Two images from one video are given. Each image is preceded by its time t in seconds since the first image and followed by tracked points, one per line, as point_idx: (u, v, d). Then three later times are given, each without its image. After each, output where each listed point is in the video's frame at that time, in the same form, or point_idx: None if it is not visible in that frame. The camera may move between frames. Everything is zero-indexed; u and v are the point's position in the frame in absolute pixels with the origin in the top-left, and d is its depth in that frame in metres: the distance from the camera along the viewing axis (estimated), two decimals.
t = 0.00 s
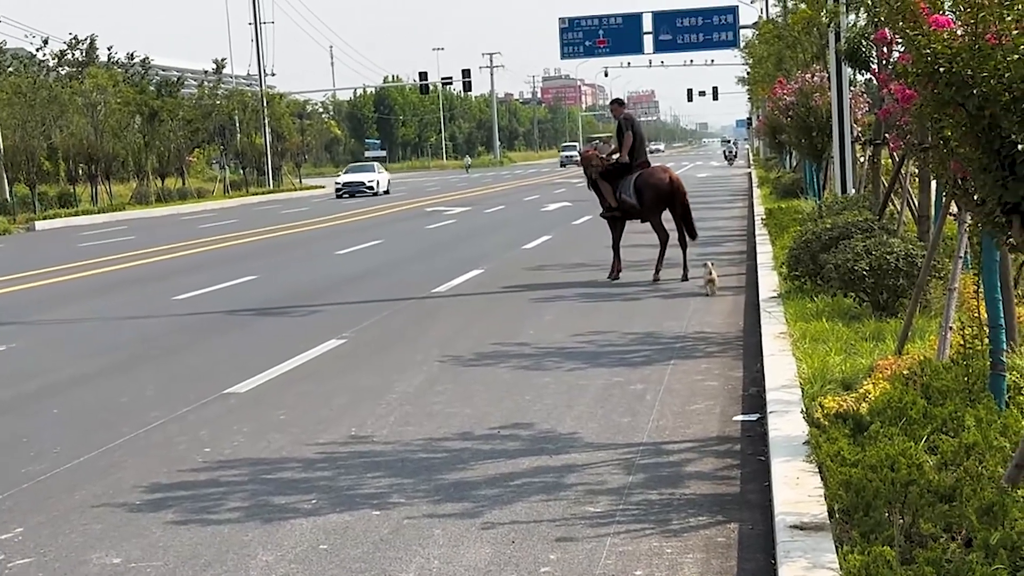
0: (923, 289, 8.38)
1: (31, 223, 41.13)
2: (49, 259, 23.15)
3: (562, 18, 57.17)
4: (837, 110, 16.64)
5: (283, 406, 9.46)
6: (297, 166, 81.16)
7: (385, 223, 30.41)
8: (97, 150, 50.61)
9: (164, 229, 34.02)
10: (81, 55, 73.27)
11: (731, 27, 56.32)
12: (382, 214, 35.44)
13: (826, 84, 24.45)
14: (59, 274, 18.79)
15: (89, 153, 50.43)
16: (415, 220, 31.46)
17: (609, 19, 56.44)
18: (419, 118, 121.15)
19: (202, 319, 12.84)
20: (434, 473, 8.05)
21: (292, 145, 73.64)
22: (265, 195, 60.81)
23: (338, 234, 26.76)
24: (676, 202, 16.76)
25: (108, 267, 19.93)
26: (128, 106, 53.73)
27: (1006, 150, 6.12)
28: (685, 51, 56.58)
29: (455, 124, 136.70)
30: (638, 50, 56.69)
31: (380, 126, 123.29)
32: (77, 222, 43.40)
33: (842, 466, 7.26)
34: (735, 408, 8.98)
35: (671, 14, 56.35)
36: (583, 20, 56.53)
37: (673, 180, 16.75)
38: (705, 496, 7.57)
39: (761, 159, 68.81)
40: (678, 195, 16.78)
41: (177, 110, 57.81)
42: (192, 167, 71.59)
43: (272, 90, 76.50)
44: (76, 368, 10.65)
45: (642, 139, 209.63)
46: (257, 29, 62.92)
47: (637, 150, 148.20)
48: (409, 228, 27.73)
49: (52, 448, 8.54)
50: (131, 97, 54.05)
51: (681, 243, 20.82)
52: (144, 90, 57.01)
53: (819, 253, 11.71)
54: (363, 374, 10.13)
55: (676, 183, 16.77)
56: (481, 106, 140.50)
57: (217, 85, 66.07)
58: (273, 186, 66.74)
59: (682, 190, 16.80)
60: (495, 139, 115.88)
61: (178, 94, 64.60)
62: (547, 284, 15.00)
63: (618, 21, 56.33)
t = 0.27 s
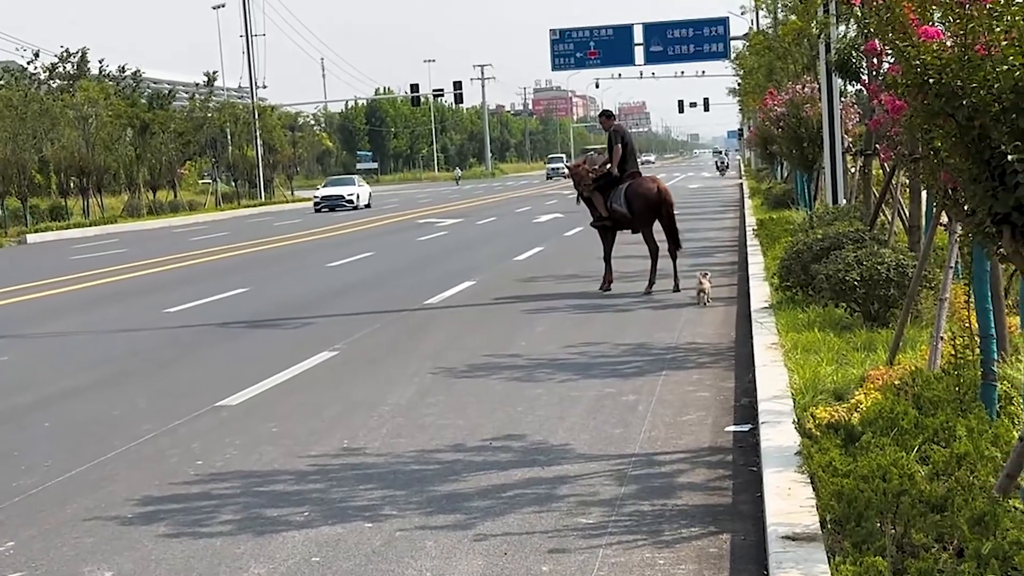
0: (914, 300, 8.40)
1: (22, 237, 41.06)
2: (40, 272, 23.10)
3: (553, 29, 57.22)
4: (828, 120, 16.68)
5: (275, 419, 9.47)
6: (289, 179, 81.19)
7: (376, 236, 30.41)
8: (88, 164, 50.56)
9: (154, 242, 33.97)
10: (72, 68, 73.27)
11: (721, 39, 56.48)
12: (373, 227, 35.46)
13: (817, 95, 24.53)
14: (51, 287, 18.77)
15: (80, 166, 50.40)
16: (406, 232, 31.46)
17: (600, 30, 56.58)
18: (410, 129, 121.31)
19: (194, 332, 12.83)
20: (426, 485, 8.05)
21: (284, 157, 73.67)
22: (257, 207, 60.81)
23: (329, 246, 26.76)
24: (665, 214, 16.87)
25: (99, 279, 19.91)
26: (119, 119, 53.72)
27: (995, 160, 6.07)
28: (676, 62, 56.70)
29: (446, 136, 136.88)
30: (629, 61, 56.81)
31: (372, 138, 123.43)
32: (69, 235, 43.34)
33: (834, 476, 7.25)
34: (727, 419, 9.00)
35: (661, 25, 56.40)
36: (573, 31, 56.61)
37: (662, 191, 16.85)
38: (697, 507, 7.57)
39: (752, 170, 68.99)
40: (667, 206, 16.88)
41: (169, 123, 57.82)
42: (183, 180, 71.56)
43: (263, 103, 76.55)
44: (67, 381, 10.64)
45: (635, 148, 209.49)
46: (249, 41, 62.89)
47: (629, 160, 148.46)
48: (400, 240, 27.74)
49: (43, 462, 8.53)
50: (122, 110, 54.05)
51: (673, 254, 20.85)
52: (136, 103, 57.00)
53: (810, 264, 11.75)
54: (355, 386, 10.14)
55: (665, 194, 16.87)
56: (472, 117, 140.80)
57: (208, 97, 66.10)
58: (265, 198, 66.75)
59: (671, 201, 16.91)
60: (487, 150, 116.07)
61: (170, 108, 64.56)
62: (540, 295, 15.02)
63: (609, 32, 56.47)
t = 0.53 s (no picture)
0: (901, 310, 8.40)
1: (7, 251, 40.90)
2: (25, 286, 23.01)
3: (540, 42, 57.39)
4: (813, 132, 16.78)
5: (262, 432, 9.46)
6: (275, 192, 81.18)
7: (363, 248, 30.38)
8: (74, 178, 50.44)
9: (140, 255, 33.86)
10: (58, 82, 73.13)
11: (707, 51, 56.71)
12: (360, 239, 35.40)
13: (802, 106, 24.64)
14: (38, 301, 18.71)
15: (66, 181, 50.30)
16: (393, 245, 31.45)
17: (586, 43, 56.77)
18: (397, 143, 121.45)
19: (182, 345, 12.82)
20: (414, 497, 8.04)
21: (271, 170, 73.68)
22: (244, 222, 60.77)
23: (316, 259, 26.73)
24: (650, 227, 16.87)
25: (86, 293, 19.85)
26: (106, 133, 53.61)
27: (981, 171, 6.04)
28: (662, 74, 56.90)
29: (433, 149, 137.06)
30: (615, 73, 56.99)
31: (359, 151, 123.57)
32: (55, 249, 43.19)
33: (821, 487, 7.24)
34: (714, 430, 9.01)
35: (647, 38, 56.63)
36: (560, 44, 56.80)
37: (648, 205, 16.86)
38: (684, 519, 7.56)
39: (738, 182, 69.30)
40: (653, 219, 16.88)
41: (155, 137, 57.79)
42: (170, 194, 71.46)
43: (250, 117, 76.55)
44: (54, 395, 10.62)
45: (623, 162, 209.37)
46: (235, 55, 62.75)
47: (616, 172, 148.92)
48: (387, 253, 27.73)
49: (29, 476, 8.50)
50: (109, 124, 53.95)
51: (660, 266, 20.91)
52: (122, 117, 56.91)
53: (797, 275, 11.80)
54: (342, 399, 10.14)
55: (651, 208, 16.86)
56: (459, 131, 141.10)
57: (195, 111, 66.09)
58: (252, 211, 66.73)
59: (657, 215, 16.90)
60: (474, 163, 116.30)
61: (156, 122, 64.29)
62: (528, 308, 15.04)
63: (595, 45, 56.67)
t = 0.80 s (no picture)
0: (885, 319, 8.43)
1: None
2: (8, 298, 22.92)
3: (524, 52, 57.43)
4: (797, 141, 16.87)
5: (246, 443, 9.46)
6: (260, 202, 81.16)
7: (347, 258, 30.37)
8: (58, 189, 50.30)
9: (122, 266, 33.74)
10: (42, 93, 72.97)
11: (691, 61, 56.82)
12: (345, 250, 35.31)
13: (786, 117, 24.70)
14: (22, 312, 18.65)
15: (50, 192, 50.14)
16: (377, 254, 31.42)
17: (570, 53, 56.89)
18: (381, 153, 121.51)
19: (166, 356, 12.81)
20: (399, 508, 8.02)
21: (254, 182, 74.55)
22: (229, 232, 60.66)
23: (299, 269, 26.69)
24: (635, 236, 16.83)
25: (70, 304, 19.80)
26: (90, 143, 53.40)
27: (964, 181, 6.03)
28: (646, 85, 56.97)
29: (418, 159, 137.14)
30: (599, 83, 57.05)
31: (343, 162, 123.57)
32: (38, 260, 43.02)
33: (806, 496, 7.22)
34: (699, 440, 9.02)
35: (631, 48, 56.71)
36: (544, 54, 56.88)
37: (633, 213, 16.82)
38: (669, 529, 7.54)
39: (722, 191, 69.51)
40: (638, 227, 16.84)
41: (139, 147, 57.77)
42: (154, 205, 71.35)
43: (234, 127, 76.52)
44: (38, 406, 10.60)
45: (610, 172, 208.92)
46: (219, 66, 62.62)
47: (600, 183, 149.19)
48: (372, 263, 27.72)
49: (12, 487, 8.48)
50: (93, 134, 53.78)
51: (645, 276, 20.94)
52: (106, 127, 56.75)
53: (780, 285, 11.88)
54: (326, 409, 10.14)
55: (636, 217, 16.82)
56: (443, 141, 141.25)
57: (179, 122, 66.03)
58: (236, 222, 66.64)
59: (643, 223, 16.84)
60: (458, 174, 116.38)
61: (140, 132, 64.08)
62: (513, 318, 15.06)
63: (580, 55, 56.77)
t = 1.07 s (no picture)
0: (865, 329, 8.45)
1: None
2: None
3: (506, 61, 57.46)
4: (779, 149, 16.96)
5: (228, 452, 9.45)
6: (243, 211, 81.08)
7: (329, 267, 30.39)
8: (39, 198, 50.27)
9: (104, 275, 33.65)
10: (24, 102, 72.76)
11: (673, 70, 56.98)
12: (328, 258, 35.32)
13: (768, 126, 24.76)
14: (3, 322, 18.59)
15: (31, 201, 50.10)
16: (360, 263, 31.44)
17: (553, 62, 56.99)
18: (364, 162, 121.51)
19: (148, 365, 12.79)
20: (381, 517, 7.99)
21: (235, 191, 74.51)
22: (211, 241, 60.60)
23: (282, 278, 26.68)
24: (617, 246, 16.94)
25: (51, 313, 19.74)
26: (72, 152, 53.22)
27: (943, 190, 5.94)
28: (628, 93, 57.10)
29: (401, 168, 137.08)
30: (582, 92, 57.14)
31: (326, 170, 123.49)
32: (20, 269, 42.89)
33: (787, 504, 7.18)
34: (681, 449, 9.04)
35: (613, 57, 56.81)
36: (526, 63, 56.95)
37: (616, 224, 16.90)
38: (651, 538, 7.52)
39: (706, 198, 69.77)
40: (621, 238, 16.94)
41: (121, 156, 57.75)
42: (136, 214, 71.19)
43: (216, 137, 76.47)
44: (19, 416, 10.56)
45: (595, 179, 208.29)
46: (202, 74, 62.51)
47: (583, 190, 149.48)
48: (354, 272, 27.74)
49: None
50: (75, 143, 53.62)
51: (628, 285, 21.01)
52: (87, 136, 56.59)
53: (762, 294, 11.95)
54: (309, 418, 10.13)
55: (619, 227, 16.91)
56: (426, 150, 141.36)
57: (161, 130, 65.98)
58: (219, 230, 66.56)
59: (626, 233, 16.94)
60: (441, 182, 116.48)
61: (122, 140, 63.95)
62: (497, 326, 15.09)
63: (562, 64, 56.88)
